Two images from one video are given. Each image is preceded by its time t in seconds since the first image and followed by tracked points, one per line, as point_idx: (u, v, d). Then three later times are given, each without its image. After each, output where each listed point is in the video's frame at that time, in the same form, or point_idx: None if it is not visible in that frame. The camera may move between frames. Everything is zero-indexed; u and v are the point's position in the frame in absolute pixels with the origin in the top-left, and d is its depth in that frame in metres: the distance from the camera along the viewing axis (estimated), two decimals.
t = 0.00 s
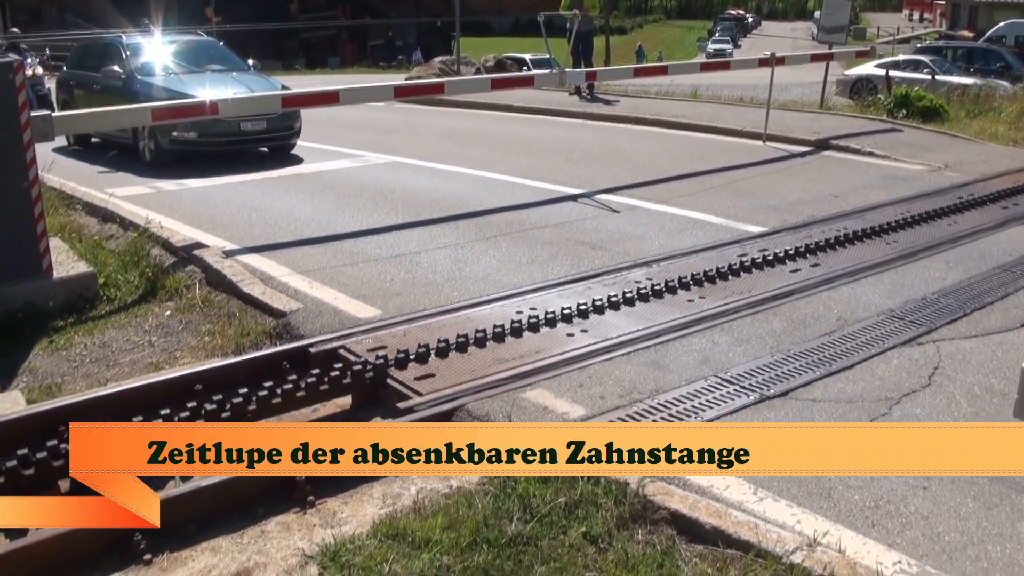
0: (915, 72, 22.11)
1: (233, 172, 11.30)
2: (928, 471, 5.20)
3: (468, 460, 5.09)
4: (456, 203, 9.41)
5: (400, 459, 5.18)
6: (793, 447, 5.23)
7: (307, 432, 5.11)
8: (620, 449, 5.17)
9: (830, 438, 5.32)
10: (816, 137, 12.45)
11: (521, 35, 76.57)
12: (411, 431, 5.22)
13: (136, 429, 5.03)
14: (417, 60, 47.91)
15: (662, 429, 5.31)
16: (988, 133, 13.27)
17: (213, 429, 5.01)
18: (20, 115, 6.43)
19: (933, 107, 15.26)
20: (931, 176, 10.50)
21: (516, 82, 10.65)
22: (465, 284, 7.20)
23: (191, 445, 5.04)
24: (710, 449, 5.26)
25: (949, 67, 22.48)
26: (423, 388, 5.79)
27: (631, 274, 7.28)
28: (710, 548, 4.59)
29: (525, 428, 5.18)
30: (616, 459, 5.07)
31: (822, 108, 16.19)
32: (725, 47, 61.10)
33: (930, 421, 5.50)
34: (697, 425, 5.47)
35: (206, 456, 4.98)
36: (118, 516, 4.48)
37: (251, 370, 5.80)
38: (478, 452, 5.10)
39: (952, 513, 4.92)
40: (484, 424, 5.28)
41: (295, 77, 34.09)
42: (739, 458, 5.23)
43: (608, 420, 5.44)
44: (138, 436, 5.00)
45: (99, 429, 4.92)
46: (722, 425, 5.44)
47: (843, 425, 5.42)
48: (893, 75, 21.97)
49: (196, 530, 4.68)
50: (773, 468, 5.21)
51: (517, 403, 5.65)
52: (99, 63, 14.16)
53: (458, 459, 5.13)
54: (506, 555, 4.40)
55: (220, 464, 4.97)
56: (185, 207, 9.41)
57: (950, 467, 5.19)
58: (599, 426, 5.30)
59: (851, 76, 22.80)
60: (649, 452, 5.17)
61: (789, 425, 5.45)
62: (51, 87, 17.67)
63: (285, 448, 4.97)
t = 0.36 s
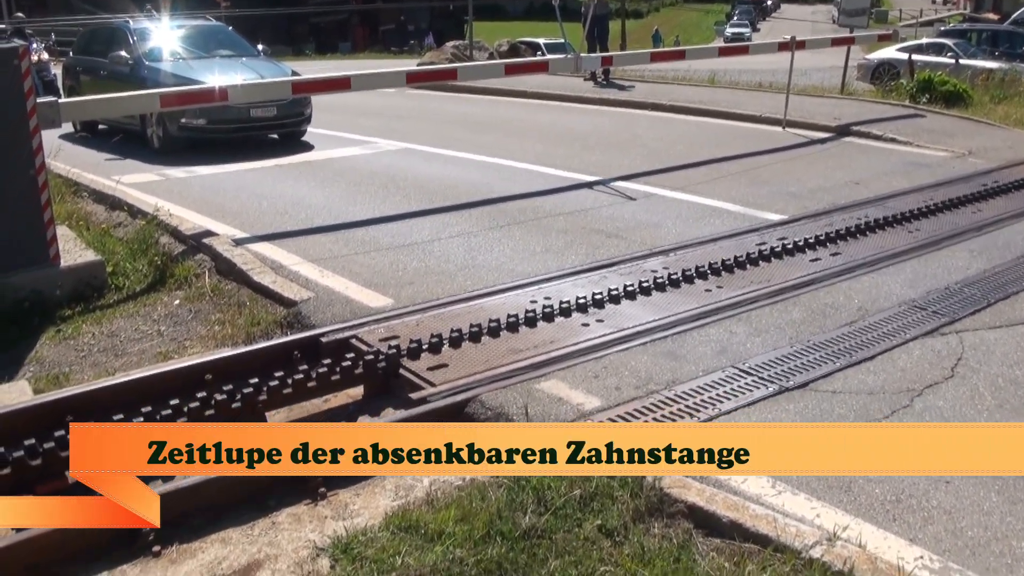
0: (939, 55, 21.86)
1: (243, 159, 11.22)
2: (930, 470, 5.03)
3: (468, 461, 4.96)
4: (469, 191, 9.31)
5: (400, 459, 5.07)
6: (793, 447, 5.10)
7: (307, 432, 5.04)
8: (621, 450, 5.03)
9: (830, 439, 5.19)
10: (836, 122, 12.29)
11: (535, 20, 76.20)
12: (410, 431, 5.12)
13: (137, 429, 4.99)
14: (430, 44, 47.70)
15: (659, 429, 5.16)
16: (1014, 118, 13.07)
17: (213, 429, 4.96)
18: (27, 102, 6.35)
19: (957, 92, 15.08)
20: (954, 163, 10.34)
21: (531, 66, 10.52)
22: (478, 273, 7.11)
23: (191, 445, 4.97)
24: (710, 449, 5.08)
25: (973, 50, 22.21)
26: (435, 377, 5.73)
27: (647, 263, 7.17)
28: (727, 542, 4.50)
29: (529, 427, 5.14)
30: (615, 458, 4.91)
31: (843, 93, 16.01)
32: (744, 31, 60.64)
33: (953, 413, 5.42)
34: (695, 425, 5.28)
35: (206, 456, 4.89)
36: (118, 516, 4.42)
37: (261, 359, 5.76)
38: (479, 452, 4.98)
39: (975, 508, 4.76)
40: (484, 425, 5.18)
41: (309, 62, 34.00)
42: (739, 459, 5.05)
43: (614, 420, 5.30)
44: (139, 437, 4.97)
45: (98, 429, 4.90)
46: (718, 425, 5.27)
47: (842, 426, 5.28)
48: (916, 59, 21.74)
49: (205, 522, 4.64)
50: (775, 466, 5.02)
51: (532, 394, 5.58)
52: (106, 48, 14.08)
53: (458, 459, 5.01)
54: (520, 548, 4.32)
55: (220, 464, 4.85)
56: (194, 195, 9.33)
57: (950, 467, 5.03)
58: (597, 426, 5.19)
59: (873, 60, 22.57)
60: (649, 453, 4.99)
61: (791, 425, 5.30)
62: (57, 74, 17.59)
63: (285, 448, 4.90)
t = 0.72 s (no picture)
0: (958, 43, 21.66)
1: (251, 147, 11.15)
2: (931, 470, 4.92)
3: (468, 460, 4.90)
4: (480, 180, 9.23)
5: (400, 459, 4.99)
6: (793, 447, 5.01)
7: (308, 432, 5.02)
8: (621, 450, 4.95)
9: (830, 439, 5.10)
10: (852, 112, 12.16)
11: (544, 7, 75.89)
12: (410, 430, 5.05)
13: (137, 429, 4.93)
14: (439, 31, 47.45)
15: (656, 429, 5.10)
16: None
17: (213, 429, 4.93)
18: (32, 89, 6.28)
19: (977, 81, 15.00)
20: (973, 153, 10.22)
21: (542, 54, 10.42)
22: (489, 264, 7.03)
23: (191, 445, 4.91)
24: (710, 449, 4.95)
25: (993, 37, 21.99)
26: (445, 369, 5.68)
27: (660, 254, 7.09)
28: (741, 537, 4.43)
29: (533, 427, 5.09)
30: (615, 458, 4.84)
31: (860, 81, 15.86)
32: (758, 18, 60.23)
33: (972, 407, 5.34)
34: (690, 425, 5.21)
35: (206, 456, 4.83)
36: (117, 516, 4.41)
37: (270, 351, 5.74)
38: (478, 452, 4.92)
39: (994, 503, 4.68)
40: (484, 425, 5.11)
41: (315, 49, 33.80)
42: (739, 459, 4.92)
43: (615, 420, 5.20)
44: (139, 437, 4.90)
45: (99, 428, 4.84)
46: (717, 424, 5.19)
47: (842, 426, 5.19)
48: (934, 46, 21.54)
49: (212, 515, 4.65)
50: (775, 465, 4.91)
51: (543, 387, 5.53)
52: (111, 35, 13.98)
53: (458, 459, 4.94)
54: (531, 542, 4.28)
55: (221, 465, 4.78)
56: (201, 184, 9.27)
57: (950, 467, 4.92)
58: (597, 425, 5.13)
59: (890, 48, 22.39)
60: (649, 453, 4.90)
61: (790, 425, 5.20)
62: (60, 61, 17.50)
63: (285, 448, 4.89)
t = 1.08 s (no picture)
0: (982, 28, 21.40)
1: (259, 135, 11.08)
2: (932, 469, 4.79)
3: (467, 460, 4.83)
4: (492, 169, 9.13)
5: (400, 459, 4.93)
6: (792, 447, 4.88)
7: (308, 432, 4.93)
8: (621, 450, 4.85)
9: (830, 440, 4.96)
10: (873, 99, 12.01)
11: None
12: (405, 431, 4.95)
13: (137, 429, 4.90)
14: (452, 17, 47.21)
15: (653, 429, 4.99)
16: None
17: (213, 429, 4.87)
18: (37, 76, 6.21)
19: (1000, 68, 14.81)
20: (996, 141, 10.07)
21: (556, 40, 10.31)
22: (500, 254, 6.94)
23: (191, 445, 4.85)
24: (710, 449, 4.81)
25: (1017, 22, 21.72)
26: (457, 360, 5.62)
27: (676, 244, 6.98)
28: (756, 532, 4.35)
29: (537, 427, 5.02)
30: (615, 458, 4.74)
31: (881, 68, 15.69)
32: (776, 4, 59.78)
33: (993, 401, 5.23)
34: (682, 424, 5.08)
35: (206, 456, 4.78)
36: (117, 516, 4.39)
37: (279, 341, 5.71)
38: (478, 452, 4.84)
39: (1016, 500, 4.57)
40: (484, 425, 5.02)
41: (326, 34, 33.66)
42: (739, 458, 4.78)
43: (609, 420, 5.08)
44: (139, 437, 4.87)
45: (99, 429, 4.83)
46: (716, 424, 5.05)
47: (842, 425, 5.06)
48: (957, 32, 21.28)
49: (220, 507, 4.67)
50: (770, 467, 4.77)
51: (556, 379, 5.45)
52: (118, 21, 13.90)
53: (457, 459, 4.87)
54: (543, 536, 4.23)
55: (220, 465, 4.74)
56: (210, 171, 9.19)
57: (950, 467, 4.79)
58: (595, 426, 5.03)
59: (912, 34, 22.14)
60: (649, 453, 4.79)
61: (789, 426, 5.06)
62: (67, 47, 17.43)
63: (285, 448, 4.82)
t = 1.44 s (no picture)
0: (1000, 15, 21.16)
1: (263, 123, 10.98)
2: (935, 469, 4.66)
3: (467, 460, 4.74)
4: (499, 158, 9.04)
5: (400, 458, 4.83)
6: (792, 448, 4.76)
7: (308, 432, 4.87)
8: (621, 450, 4.74)
9: (830, 440, 4.85)
10: (887, 88, 11.88)
11: None
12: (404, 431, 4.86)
13: (137, 430, 4.80)
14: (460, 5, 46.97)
15: (652, 429, 4.88)
16: None
17: (214, 428, 4.81)
18: (36, 62, 6.13)
19: (1017, 57, 14.64)
20: (1013, 131, 9.93)
21: (564, 28, 10.19)
22: (507, 245, 6.85)
23: (191, 445, 4.77)
24: (710, 449, 4.68)
25: None
26: (462, 353, 5.54)
27: (685, 236, 6.88)
28: (766, 529, 4.27)
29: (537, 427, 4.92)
30: (615, 458, 4.62)
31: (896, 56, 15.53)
32: None
33: (1009, 396, 5.13)
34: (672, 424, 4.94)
35: (206, 457, 4.69)
36: (117, 516, 4.34)
37: (283, 332, 5.64)
38: (478, 452, 4.76)
39: None
40: (484, 425, 4.98)
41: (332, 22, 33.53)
42: (739, 458, 4.64)
43: (609, 418, 4.97)
44: (139, 437, 4.77)
45: (99, 430, 4.72)
46: (717, 425, 4.92)
47: (843, 426, 4.94)
48: (974, 19, 21.05)
49: (223, 500, 4.63)
50: (769, 467, 4.62)
51: (562, 371, 5.37)
52: (119, 7, 13.78)
53: (457, 459, 4.79)
54: (549, 531, 4.16)
55: (220, 465, 4.67)
56: (213, 160, 9.11)
57: (950, 467, 4.67)
58: (596, 426, 4.89)
59: (927, 21, 21.92)
60: (648, 453, 4.69)
61: (790, 427, 4.93)
62: (67, 34, 17.32)
63: (285, 448, 4.76)
